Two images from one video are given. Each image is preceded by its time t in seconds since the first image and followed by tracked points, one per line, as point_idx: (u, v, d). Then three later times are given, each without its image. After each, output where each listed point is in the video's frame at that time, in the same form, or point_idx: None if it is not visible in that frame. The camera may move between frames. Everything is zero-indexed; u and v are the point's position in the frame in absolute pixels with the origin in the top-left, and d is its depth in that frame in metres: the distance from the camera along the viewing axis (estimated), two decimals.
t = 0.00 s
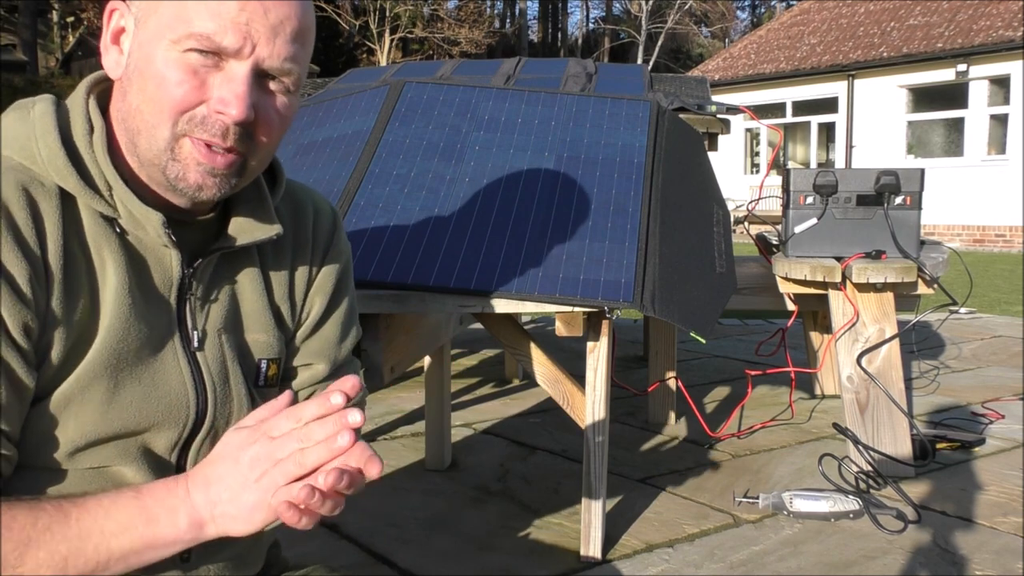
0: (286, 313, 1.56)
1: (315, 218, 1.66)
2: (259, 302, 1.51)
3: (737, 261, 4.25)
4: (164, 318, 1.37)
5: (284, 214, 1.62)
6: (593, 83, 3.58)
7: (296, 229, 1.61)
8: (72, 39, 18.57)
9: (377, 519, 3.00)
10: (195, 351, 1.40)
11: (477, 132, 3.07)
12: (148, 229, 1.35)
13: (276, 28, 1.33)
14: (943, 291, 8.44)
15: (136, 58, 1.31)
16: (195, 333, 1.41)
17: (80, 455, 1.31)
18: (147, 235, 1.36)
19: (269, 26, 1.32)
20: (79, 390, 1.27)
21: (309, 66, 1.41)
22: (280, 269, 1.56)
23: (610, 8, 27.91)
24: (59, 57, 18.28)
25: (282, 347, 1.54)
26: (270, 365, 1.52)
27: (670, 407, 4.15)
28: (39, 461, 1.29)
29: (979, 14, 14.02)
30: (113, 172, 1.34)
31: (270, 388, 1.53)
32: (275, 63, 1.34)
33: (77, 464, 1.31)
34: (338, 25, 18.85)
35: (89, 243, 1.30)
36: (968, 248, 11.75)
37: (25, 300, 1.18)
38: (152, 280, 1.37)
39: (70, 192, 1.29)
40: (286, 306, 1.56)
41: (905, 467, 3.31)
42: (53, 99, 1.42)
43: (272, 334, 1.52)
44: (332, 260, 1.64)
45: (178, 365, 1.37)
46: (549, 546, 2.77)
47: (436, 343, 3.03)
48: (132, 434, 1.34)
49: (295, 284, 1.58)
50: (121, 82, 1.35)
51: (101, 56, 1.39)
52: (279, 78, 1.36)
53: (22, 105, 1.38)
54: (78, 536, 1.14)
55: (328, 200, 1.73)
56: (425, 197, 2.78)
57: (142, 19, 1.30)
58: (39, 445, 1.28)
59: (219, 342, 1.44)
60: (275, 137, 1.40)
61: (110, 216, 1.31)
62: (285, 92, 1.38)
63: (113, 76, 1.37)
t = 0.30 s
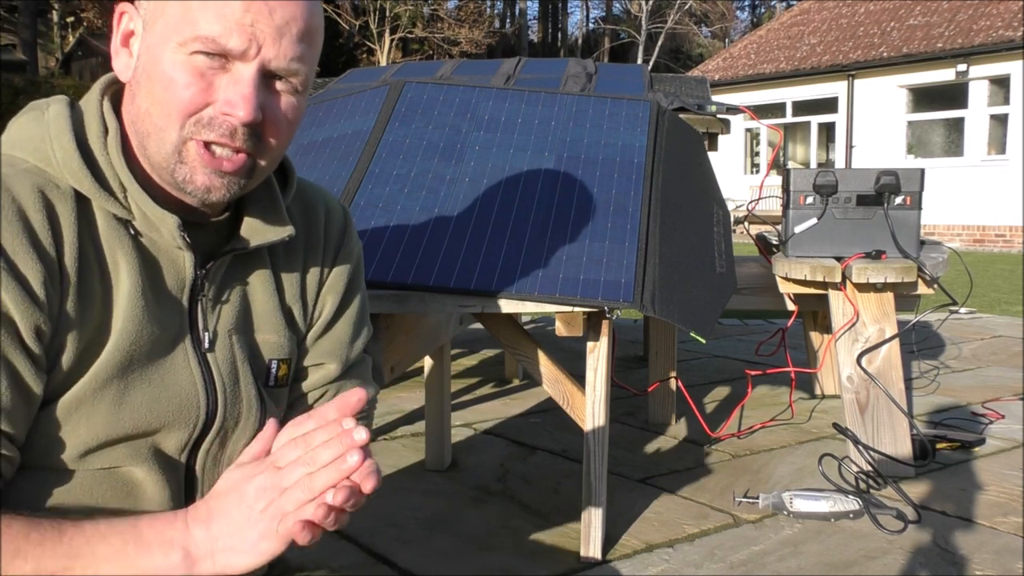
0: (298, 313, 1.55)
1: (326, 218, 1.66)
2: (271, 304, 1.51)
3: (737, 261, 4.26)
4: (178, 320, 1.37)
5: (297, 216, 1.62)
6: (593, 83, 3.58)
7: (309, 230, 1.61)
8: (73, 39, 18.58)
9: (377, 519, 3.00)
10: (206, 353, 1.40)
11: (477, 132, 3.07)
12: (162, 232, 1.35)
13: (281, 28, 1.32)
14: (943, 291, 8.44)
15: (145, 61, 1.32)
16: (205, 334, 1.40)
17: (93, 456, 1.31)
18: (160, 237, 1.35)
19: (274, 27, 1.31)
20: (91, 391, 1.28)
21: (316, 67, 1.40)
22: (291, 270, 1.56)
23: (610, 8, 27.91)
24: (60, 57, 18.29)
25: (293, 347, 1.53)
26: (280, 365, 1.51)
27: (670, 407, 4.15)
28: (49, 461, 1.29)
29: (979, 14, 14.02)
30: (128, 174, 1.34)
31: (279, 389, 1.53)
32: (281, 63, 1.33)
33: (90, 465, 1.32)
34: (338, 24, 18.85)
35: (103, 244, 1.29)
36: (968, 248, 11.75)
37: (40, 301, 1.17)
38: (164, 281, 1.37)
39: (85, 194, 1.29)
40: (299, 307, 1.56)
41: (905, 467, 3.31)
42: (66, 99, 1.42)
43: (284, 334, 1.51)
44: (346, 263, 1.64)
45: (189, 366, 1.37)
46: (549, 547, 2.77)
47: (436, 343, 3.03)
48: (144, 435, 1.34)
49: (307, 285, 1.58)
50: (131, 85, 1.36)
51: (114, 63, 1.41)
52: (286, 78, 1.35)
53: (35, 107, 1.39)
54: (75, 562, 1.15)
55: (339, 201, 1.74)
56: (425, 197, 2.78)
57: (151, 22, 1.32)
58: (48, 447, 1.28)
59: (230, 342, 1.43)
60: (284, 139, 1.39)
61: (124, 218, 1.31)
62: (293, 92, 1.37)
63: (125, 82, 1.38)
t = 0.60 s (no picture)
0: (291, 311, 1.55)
1: (319, 216, 1.66)
2: (262, 303, 1.50)
3: (737, 261, 4.26)
4: (169, 318, 1.37)
5: (291, 214, 1.62)
6: (594, 83, 3.58)
7: (302, 229, 1.61)
8: (72, 39, 18.58)
9: (377, 519, 3.00)
10: (198, 351, 1.40)
11: (477, 132, 3.07)
12: (152, 229, 1.35)
13: (270, 27, 1.32)
14: (943, 291, 8.45)
15: (134, 61, 1.32)
16: (198, 333, 1.40)
17: (86, 455, 1.32)
18: (151, 236, 1.36)
19: (262, 26, 1.31)
20: (82, 390, 1.28)
21: (308, 64, 1.40)
22: (283, 269, 1.56)
23: (610, 8, 27.90)
24: (59, 57, 18.29)
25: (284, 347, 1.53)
26: (271, 364, 1.51)
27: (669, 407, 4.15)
28: (41, 460, 1.29)
29: (979, 14, 14.02)
30: (119, 172, 1.34)
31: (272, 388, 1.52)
32: (271, 62, 1.33)
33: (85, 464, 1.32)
34: (338, 24, 18.85)
35: (93, 242, 1.30)
36: (968, 248, 11.75)
37: (28, 299, 1.19)
38: (156, 279, 1.37)
39: (74, 192, 1.29)
40: (291, 306, 1.56)
41: (905, 467, 3.31)
42: (58, 98, 1.42)
43: (275, 333, 1.51)
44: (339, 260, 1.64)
45: (181, 364, 1.37)
46: (548, 547, 2.77)
47: (436, 343, 3.03)
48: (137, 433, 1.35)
49: (299, 284, 1.58)
50: (122, 84, 1.36)
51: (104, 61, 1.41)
52: (274, 78, 1.34)
53: (26, 106, 1.38)
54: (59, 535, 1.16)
55: (334, 199, 1.73)
56: (425, 197, 2.78)
57: (140, 22, 1.31)
58: (40, 445, 1.29)
59: (222, 341, 1.43)
60: (274, 137, 1.39)
61: (114, 215, 1.32)
62: (283, 90, 1.36)
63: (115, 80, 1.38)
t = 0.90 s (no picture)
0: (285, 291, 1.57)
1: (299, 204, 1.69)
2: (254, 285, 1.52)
3: (737, 261, 4.26)
4: (162, 303, 1.37)
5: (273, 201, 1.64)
6: (593, 83, 3.58)
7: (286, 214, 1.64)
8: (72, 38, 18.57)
9: (377, 519, 3.00)
10: (192, 332, 1.40)
11: (477, 132, 3.07)
12: (142, 215, 1.35)
13: (231, 42, 1.29)
14: (943, 291, 8.45)
15: (98, 63, 1.29)
16: (191, 314, 1.41)
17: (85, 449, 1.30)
18: (139, 221, 1.35)
19: (222, 41, 1.28)
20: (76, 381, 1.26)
21: (274, 75, 1.37)
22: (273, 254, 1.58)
23: (610, 9, 27.88)
24: (59, 56, 18.28)
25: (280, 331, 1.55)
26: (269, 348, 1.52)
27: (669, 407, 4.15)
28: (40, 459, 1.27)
29: (978, 14, 14.02)
30: (104, 161, 1.33)
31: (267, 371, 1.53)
32: (233, 73, 1.30)
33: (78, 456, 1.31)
34: (338, 24, 18.84)
35: (82, 234, 1.29)
36: (969, 248, 11.73)
37: (14, 293, 1.16)
38: (147, 265, 1.36)
39: (58, 182, 1.27)
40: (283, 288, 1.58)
41: (905, 467, 3.31)
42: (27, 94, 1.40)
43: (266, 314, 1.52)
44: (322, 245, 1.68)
45: (175, 348, 1.38)
46: (548, 546, 2.77)
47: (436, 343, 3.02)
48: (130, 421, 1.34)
49: (290, 273, 1.61)
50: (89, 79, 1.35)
51: (75, 54, 1.39)
52: (237, 88, 1.32)
53: None
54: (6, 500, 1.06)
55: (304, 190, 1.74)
56: (425, 197, 2.78)
57: (105, 22, 1.29)
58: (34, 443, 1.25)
59: (214, 324, 1.44)
60: (239, 145, 1.37)
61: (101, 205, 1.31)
62: (247, 100, 1.33)
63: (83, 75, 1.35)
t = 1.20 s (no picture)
0: (269, 269, 1.52)
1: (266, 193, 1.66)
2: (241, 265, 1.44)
3: (737, 261, 4.26)
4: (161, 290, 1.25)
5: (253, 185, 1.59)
6: (593, 83, 3.58)
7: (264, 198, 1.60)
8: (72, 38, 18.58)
9: (377, 519, 3.00)
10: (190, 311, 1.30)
11: (477, 132, 3.07)
12: (133, 207, 1.20)
13: (210, 26, 1.15)
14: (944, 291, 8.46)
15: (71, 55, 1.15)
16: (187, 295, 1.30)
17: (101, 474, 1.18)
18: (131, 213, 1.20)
19: (202, 24, 1.14)
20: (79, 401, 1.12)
21: (255, 60, 1.24)
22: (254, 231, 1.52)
23: (610, 8, 27.90)
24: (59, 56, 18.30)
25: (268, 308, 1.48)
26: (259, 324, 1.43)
27: (669, 406, 4.15)
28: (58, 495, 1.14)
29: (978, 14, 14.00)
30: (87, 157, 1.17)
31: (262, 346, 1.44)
32: (213, 59, 1.17)
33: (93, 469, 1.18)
34: (338, 25, 18.90)
35: (82, 235, 1.13)
36: (968, 248, 11.73)
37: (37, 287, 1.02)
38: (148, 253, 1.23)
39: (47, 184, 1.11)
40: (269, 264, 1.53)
41: (905, 467, 3.31)
42: None
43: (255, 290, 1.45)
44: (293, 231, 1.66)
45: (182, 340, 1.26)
46: (548, 546, 2.77)
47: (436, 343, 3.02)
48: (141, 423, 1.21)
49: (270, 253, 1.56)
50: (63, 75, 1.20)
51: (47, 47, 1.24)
52: (218, 75, 1.19)
53: None
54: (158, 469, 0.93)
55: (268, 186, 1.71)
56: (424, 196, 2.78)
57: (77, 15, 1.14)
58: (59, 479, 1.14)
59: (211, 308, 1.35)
60: (219, 134, 1.24)
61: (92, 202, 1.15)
62: (227, 88, 1.21)
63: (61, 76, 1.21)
